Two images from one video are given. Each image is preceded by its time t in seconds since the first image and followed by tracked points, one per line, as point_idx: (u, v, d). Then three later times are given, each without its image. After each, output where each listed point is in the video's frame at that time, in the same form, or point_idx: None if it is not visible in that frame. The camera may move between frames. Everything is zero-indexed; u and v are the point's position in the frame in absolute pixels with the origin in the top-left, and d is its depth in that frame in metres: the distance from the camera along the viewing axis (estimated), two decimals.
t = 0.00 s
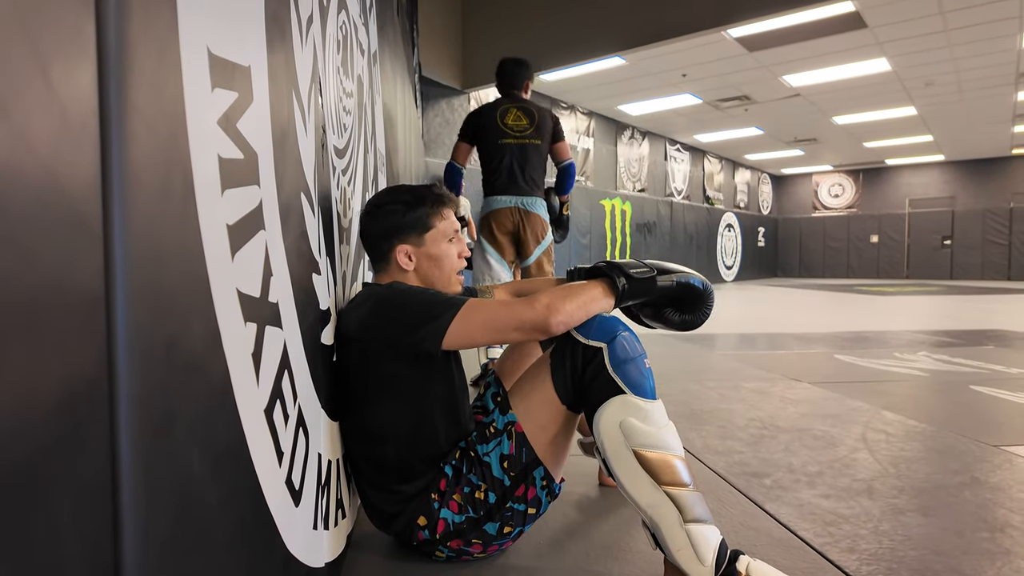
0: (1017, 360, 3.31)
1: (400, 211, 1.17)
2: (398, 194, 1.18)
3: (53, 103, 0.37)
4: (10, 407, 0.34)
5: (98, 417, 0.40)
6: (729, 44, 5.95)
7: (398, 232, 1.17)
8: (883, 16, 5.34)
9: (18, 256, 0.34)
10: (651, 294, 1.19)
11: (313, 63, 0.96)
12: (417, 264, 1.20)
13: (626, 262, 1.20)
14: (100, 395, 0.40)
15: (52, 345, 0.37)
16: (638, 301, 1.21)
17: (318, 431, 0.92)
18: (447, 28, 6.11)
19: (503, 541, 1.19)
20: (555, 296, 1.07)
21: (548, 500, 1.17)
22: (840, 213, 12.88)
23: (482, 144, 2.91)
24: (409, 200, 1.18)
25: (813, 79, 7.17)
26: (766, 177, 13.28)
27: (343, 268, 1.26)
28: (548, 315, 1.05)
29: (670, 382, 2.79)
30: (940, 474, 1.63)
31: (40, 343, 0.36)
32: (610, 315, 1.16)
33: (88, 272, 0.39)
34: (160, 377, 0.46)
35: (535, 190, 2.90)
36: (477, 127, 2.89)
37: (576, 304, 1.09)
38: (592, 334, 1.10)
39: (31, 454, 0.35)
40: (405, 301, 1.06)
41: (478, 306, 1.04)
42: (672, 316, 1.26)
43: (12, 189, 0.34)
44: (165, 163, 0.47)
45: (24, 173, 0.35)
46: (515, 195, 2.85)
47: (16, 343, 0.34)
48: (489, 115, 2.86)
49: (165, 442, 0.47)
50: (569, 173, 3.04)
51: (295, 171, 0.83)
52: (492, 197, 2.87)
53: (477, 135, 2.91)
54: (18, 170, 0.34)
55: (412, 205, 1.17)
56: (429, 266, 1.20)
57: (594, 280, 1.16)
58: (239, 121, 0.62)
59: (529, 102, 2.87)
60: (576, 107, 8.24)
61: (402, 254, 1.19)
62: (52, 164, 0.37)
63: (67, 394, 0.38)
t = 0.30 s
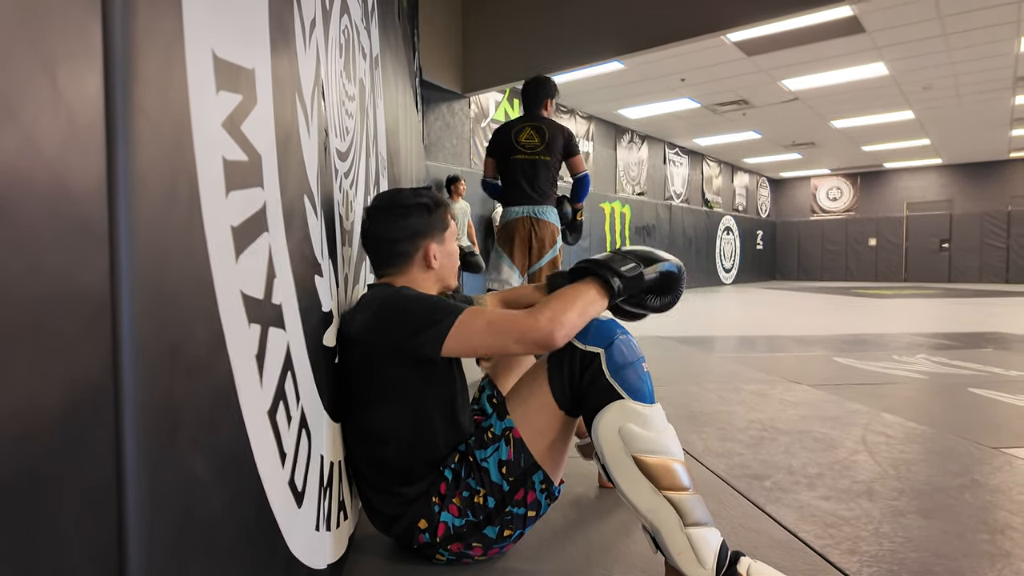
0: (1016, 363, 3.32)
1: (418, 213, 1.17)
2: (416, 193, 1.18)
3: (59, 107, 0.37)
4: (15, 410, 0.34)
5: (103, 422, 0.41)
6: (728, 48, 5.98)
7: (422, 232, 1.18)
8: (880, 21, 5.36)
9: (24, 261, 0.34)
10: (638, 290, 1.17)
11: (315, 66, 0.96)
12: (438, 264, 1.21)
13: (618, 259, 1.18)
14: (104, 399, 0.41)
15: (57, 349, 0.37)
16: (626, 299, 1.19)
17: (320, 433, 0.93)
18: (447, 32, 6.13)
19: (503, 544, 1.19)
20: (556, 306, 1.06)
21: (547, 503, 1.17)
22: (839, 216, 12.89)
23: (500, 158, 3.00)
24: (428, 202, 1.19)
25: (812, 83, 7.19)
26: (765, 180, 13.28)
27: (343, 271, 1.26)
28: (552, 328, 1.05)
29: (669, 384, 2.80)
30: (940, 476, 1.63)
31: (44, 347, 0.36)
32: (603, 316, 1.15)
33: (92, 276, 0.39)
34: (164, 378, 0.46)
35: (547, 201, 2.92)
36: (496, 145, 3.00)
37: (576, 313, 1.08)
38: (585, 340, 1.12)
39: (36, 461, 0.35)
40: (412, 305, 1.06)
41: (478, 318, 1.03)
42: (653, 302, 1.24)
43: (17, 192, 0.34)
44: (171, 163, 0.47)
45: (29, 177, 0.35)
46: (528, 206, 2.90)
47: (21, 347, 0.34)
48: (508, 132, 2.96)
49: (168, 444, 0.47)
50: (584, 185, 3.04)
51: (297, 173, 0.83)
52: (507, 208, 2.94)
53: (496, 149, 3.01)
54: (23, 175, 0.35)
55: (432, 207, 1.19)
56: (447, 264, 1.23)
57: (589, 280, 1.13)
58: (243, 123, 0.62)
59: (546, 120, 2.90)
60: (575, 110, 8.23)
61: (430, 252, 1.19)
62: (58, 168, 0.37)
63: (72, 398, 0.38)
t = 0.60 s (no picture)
0: (1018, 366, 3.31)
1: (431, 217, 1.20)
2: (426, 198, 1.21)
3: (63, 108, 0.37)
4: (18, 410, 0.34)
5: (107, 425, 0.41)
6: (729, 50, 5.98)
7: (436, 234, 1.20)
8: (881, 23, 5.36)
9: (29, 263, 0.34)
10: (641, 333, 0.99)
11: (316, 69, 0.96)
12: (450, 267, 1.23)
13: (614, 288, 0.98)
14: (108, 402, 0.41)
15: (61, 351, 0.37)
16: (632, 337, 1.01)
17: (320, 436, 0.93)
18: (447, 33, 6.14)
19: (503, 548, 1.19)
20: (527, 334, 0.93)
21: (546, 507, 1.17)
22: (840, 219, 12.88)
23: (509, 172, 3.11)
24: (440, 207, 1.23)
25: (813, 85, 7.19)
26: (765, 183, 13.26)
27: (344, 273, 1.25)
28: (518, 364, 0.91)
29: (670, 387, 2.79)
30: (942, 480, 1.62)
31: (45, 349, 0.36)
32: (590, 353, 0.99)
33: (96, 275, 0.39)
34: (167, 380, 0.46)
35: (551, 205, 2.93)
36: (504, 162, 3.10)
37: (547, 353, 0.93)
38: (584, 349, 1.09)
39: (40, 463, 0.35)
40: (413, 306, 1.05)
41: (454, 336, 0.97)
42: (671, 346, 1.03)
43: (19, 191, 0.34)
44: (173, 165, 0.47)
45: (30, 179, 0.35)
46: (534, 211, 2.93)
47: (26, 345, 0.35)
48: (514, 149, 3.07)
49: (169, 446, 0.46)
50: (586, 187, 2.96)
51: (298, 176, 0.83)
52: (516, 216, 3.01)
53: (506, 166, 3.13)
54: (28, 176, 0.35)
55: (442, 212, 1.22)
56: (455, 269, 1.25)
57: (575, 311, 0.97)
58: (245, 126, 0.62)
59: (547, 132, 2.97)
60: (575, 112, 8.21)
61: (443, 254, 1.21)
62: (62, 172, 0.37)
63: (74, 400, 0.38)
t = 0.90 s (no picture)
0: (1015, 368, 3.32)
1: (433, 219, 1.20)
2: (432, 199, 1.22)
3: (67, 111, 0.38)
4: (22, 408, 0.35)
5: (110, 424, 0.41)
6: (726, 56, 6.01)
7: (442, 234, 1.21)
8: (878, 29, 5.39)
9: (33, 263, 0.35)
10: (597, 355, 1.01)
11: (317, 74, 0.96)
12: (455, 266, 1.23)
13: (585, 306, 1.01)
14: (110, 400, 0.41)
15: (65, 351, 0.38)
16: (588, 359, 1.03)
17: (321, 440, 0.94)
18: (447, 39, 6.17)
19: (501, 554, 1.21)
20: (493, 358, 0.93)
21: (540, 508, 1.18)
22: (837, 223, 12.92)
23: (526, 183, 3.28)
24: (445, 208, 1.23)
25: (810, 90, 7.22)
26: (762, 187, 13.27)
27: (346, 276, 1.26)
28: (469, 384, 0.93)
29: (669, 389, 2.80)
30: (940, 481, 1.63)
31: (49, 349, 0.37)
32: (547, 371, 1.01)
33: (98, 277, 0.40)
34: (169, 379, 0.47)
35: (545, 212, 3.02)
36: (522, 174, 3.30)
37: (498, 374, 0.94)
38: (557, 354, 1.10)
39: (43, 459, 0.36)
40: (409, 309, 1.05)
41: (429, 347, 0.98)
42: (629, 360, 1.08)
43: (25, 193, 0.35)
44: (177, 168, 0.48)
45: (34, 183, 0.35)
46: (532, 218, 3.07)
47: (33, 346, 0.35)
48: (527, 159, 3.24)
49: (171, 445, 0.47)
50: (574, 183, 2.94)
51: (300, 180, 0.84)
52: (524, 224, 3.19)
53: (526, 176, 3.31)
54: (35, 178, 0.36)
55: (447, 213, 1.23)
56: (460, 269, 1.25)
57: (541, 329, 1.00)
58: (247, 131, 0.63)
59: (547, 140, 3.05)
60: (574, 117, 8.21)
61: (448, 254, 1.22)
62: (66, 174, 0.38)
63: (77, 399, 0.39)
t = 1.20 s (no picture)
0: (1015, 372, 3.31)
1: (439, 229, 1.20)
2: (440, 209, 1.22)
3: (67, 114, 0.38)
4: (20, 412, 0.35)
5: (107, 430, 0.41)
6: (725, 59, 6.02)
7: (448, 245, 1.21)
8: (877, 33, 5.41)
9: (29, 266, 0.35)
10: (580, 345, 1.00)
11: (317, 78, 0.97)
12: (458, 278, 1.24)
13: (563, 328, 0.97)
14: (108, 403, 0.41)
15: (63, 355, 0.38)
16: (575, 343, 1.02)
17: (320, 444, 0.94)
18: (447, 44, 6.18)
19: (500, 565, 1.21)
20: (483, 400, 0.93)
21: (543, 524, 1.20)
22: (837, 226, 12.92)
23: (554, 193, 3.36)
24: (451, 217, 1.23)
25: (809, 94, 7.23)
26: (762, 191, 13.24)
27: (345, 279, 1.26)
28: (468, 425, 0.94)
29: (668, 393, 2.80)
30: (940, 485, 1.63)
31: (48, 353, 0.37)
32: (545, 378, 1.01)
33: (98, 279, 0.40)
34: (167, 383, 0.47)
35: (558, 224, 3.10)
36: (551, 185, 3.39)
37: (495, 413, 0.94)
38: (571, 381, 1.13)
39: (39, 463, 0.36)
40: (415, 323, 1.05)
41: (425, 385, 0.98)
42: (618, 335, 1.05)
43: (24, 197, 0.35)
44: (176, 172, 0.48)
45: (33, 187, 0.36)
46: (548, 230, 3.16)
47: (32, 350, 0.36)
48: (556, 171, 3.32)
49: (168, 447, 0.47)
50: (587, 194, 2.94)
51: (299, 184, 0.84)
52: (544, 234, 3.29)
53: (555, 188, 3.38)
54: (30, 178, 0.35)
55: (454, 224, 1.23)
56: (463, 280, 1.26)
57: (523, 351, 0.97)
58: (247, 134, 0.63)
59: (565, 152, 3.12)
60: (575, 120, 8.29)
61: (452, 266, 1.22)
62: (65, 176, 0.38)
63: (74, 402, 0.39)
